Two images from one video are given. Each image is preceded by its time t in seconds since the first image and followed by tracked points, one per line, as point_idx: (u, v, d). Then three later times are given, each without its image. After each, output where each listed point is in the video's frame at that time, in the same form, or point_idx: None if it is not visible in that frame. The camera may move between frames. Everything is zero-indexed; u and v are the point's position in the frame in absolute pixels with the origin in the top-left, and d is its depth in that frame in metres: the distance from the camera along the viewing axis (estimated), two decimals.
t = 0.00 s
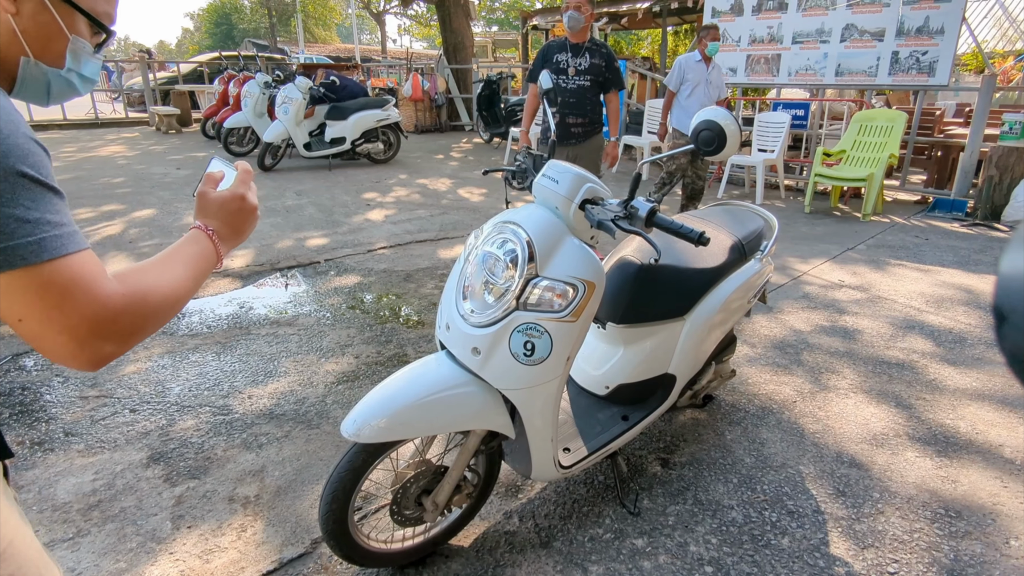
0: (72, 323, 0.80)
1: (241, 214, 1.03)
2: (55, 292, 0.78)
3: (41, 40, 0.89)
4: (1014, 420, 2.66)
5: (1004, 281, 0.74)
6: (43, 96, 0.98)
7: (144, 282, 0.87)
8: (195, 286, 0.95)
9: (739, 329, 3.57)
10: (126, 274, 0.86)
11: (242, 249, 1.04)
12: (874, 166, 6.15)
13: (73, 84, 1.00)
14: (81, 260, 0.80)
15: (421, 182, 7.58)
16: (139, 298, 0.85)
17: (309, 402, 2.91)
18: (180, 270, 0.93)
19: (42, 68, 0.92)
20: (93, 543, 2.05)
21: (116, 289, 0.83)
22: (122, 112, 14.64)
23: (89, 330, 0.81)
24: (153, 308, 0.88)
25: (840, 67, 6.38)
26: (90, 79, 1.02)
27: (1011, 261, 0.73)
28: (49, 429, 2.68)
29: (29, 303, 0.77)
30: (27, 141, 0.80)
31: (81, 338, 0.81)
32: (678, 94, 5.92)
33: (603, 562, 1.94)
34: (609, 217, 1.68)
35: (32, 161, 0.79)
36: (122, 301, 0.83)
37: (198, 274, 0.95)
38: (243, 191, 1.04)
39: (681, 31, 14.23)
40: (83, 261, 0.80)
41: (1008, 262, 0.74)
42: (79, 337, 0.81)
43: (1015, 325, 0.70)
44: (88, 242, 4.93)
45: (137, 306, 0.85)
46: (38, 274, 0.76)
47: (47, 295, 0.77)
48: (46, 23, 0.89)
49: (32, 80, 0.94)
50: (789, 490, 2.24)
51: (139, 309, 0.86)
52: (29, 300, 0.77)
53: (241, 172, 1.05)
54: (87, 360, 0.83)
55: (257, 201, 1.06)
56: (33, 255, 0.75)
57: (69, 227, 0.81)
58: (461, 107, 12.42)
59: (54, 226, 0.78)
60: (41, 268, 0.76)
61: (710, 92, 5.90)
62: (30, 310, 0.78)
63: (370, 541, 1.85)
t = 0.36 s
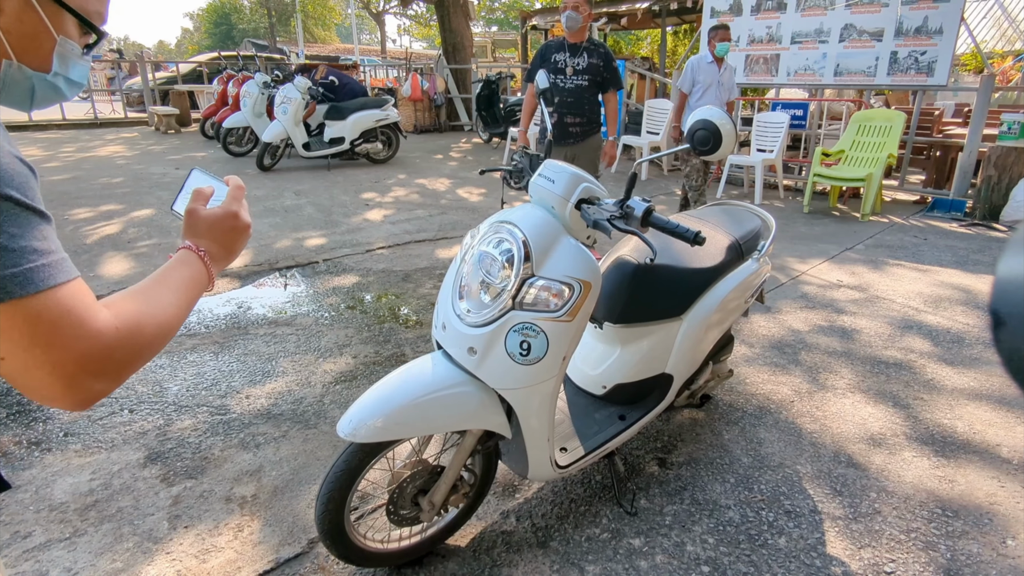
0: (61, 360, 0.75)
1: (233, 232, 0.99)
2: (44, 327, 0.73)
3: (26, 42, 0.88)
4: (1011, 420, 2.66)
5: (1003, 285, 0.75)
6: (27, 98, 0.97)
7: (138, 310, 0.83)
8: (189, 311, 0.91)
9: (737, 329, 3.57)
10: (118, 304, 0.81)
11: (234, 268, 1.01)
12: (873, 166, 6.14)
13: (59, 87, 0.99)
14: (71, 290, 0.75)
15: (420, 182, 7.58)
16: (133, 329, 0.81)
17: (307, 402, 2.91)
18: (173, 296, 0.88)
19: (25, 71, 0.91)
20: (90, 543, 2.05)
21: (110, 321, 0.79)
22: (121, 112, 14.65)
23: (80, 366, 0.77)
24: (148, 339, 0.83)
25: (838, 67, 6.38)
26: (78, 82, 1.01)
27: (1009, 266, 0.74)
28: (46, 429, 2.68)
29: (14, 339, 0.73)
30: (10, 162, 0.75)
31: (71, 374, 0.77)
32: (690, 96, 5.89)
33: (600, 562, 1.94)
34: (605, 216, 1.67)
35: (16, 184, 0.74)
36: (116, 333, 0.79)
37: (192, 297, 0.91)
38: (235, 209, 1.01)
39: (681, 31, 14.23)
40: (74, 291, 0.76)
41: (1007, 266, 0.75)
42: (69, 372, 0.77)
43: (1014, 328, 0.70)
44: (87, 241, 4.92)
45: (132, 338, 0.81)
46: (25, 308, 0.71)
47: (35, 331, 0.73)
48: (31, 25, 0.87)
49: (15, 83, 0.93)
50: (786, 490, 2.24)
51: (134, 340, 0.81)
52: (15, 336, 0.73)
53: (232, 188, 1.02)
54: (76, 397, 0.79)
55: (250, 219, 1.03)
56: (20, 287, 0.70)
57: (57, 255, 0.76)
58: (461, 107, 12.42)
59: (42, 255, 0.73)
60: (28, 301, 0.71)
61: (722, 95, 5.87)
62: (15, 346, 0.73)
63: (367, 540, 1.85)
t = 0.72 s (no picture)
0: (82, 398, 0.75)
1: (247, 244, 0.99)
2: (63, 365, 0.73)
3: (26, 43, 0.86)
4: (1010, 419, 2.68)
5: (1000, 283, 0.70)
6: (27, 108, 0.93)
7: (156, 340, 0.83)
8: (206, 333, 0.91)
9: (737, 328, 3.58)
10: (137, 334, 0.81)
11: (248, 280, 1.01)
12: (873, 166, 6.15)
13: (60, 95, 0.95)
14: (91, 324, 0.75)
15: (420, 182, 7.59)
16: (154, 359, 0.81)
17: (309, 401, 2.92)
18: (191, 320, 0.88)
19: (24, 76, 0.88)
20: (94, 541, 2.06)
21: (130, 352, 0.79)
22: (121, 112, 14.67)
23: (101, 403, 0.77)
24: (168, 367, 0.84)
25: (838, 68, 6.39)
26: (82, 86, 0.98)
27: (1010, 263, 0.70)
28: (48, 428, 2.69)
29: (33, 380, 0.72)
30: (20, 187, 0.73)
31: (92, 411, 0.77)
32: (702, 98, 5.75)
33: (600, 560, 1.95)
34: (606, 216, 1.69)
35: (27, 212, 0.72)
36: (136, 365, 0.79)
37: (209, 317, 0.92)
38: (249, 220, 1.01)
39: (681, 31, 14.24)
40: (92, 324, 0.75)
41: (1006, 264, 0.71)
42: (91, 410, 0.77)
43: (1013, 329, 0.66)
44: (88, 241, 4.94)
45: (152, 369, 0.81)
46: (44, 347, 0.71)
47: (55, 370, 0.72)
48: (30, 25, 0.84)
49: (14, 90, 0.89)
50: (785, 488, 2.25)
51: (155, 370, 0.82)
52: (36, 377, 0.73)
53: (245, 199, 1.01)
54: (98, 434, 0.79)
55: (264, 229, 1.03)
56: (38, 325, 0.69)
57: (73, 285, 0.75)
58: (461, 107, 12.43)
59: (59, 287, 0.72)
60: (45, 341, 0.71)
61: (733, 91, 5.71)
62: (35, 387, 0.73)
63: (369, 538, 1.86)
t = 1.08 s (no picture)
0: (137, 422, 0.69)
1: (281, 242, 0.95)
2: (115, 390, 0.67)
3: (41, 36, 0.81)
4: (1009, 417, 2.69)
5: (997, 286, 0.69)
6: (43, 105, 0.89)
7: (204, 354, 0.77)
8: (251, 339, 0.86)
9: (738, 327, 3.60)
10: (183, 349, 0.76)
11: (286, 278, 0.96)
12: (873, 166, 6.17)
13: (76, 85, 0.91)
14: (139, 343, 0.69)
15: (421, 182, 7.61)
16: (203, 376, 0.76)
17: (312, 400, 2.94)
18: (236, 328, 0.83)
19: (40, 71, 0.83)
20: (101, 538, 2.07)
21: (179, 370, 0.74)
22: (121, 112, 14.70)
23: (156, 428, 0.71)
24: (217, 383, 0.79)
25: (838, 68, 6.41)
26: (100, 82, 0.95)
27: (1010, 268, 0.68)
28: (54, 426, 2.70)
29: (85, 408, 0.66)
30: (52, 197, 0.65)
31: (146, 437, 0.71)
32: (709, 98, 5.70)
33: (604, 556, 1.97)
34: (610, 215, 1.71)
35: (62, 226, 0.64)
36: (187, 382, 0.74)
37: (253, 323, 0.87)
38: (285, 213, 0.96)
39: (681, 31, 14.28)
40: (140, 343, 0.69)
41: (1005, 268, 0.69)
42: (143, 436, 0.71)
43: (1010, 334, 0.65)
44: (90, 241, 4.96)
45: (202, 386, 0.76)
46: (93, 374, 0.65)
47: (107, 396, 0.67)
48: (44, 15, 0.80)
49: (30, 86, 0.85)
50: (787, 486, 2.27)
51: (204, 387, 0.77)
52: (85, 407, 0.66)
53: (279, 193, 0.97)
54: (152, 458, 0.73)
55: (301, 222, 0.99)
56: (85, 351, 0.63)
57: (115, 303, 0.67)
58: (461, 108, 12.45)
59: (102, 307, 0.65)
60: (93, 367, 0.65)
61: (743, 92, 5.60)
62: (85, 417, 0.67)
63: (374, 535, 1.87)
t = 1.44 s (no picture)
0: (181, 410, 0.71)
1: (310, 221, 0.94)
2: (157, 381, 0.68)
3: (59, 22, 0.79)
4: (1007, 414, 2.71)
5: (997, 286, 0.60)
6: (61, 92, 0.88)
7: (240, 338, 0.78)
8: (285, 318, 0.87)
9: (738, 326, 3.62)
10: (221, 335, 0.77)
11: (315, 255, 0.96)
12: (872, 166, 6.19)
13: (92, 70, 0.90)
14: (175, 333, 0.69)
15: (421, 182, 7.62)
16: (243, 361, 0.78)
17: (315, 397, 2.96)
18: (271, 311, 0.84)
19: (57, 59, 0.82)
20: (107, 532, 2.10)
21: (219, 357, 0.75)
22: (121, 112, 14.70)
23: (199, 415, 0.73)
24: (258, 365, 0.80)
25: (837, 68, 6.44)
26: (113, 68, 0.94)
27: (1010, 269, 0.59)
28: (58, 423, 2.72)
29: (129, 401, 0.68)
30: (82, 189, 0.65)
31: (190, 424, 0.73)
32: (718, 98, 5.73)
33: (605, 550, 1.99)
34: (611, 213, 1.73)
35: (94, 216, 0.64)
36: (227, 369, 0.75)
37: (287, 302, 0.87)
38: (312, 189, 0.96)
39: (681, 31, 14.30)
40: (177, 333, 0.70)
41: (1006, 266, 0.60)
42: (187, 423, 0.73)
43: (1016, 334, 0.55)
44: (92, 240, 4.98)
45: (242, 372, 0.77)
46: (134, 365, 0.66)
47: (149, 386, 0.68)
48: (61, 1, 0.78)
49: (49, 75, 0.84)
50: (786, 482, 2.29)
51: (245, 371, 0.78)
52: (130, 399, 0.68)
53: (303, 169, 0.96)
54: (197, 442, 0.75)
55: (328, 199, 0.99)
56: (125, 342, 0.64)
57: (149, 292, 0.68)
58: (461, 108, 12.47)
59: (137, 298, 0.66)
60: (134, 359, 0.66)
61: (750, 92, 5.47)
62: (131, 408, 0.69)
63: (378, 530, 1.89)
